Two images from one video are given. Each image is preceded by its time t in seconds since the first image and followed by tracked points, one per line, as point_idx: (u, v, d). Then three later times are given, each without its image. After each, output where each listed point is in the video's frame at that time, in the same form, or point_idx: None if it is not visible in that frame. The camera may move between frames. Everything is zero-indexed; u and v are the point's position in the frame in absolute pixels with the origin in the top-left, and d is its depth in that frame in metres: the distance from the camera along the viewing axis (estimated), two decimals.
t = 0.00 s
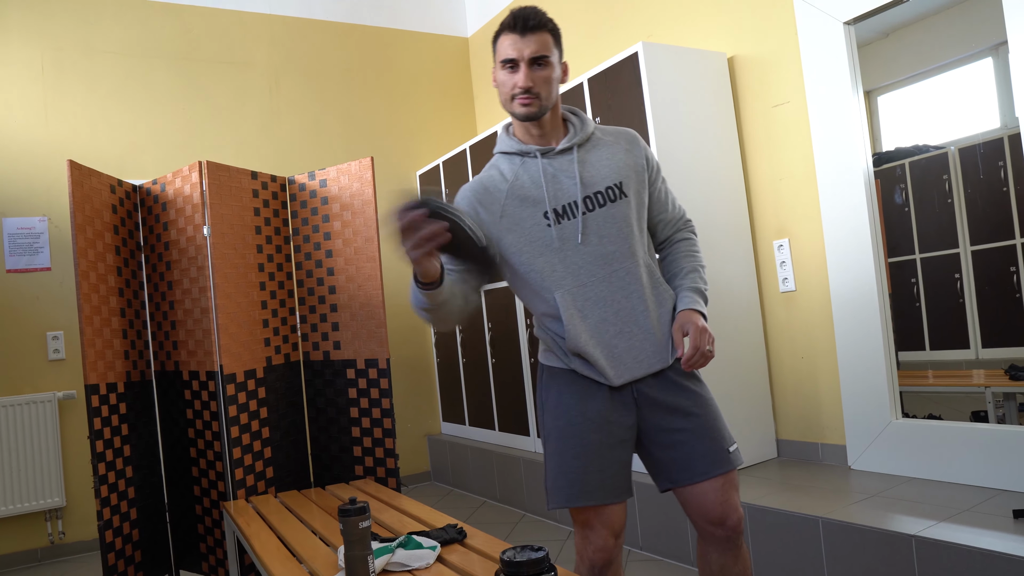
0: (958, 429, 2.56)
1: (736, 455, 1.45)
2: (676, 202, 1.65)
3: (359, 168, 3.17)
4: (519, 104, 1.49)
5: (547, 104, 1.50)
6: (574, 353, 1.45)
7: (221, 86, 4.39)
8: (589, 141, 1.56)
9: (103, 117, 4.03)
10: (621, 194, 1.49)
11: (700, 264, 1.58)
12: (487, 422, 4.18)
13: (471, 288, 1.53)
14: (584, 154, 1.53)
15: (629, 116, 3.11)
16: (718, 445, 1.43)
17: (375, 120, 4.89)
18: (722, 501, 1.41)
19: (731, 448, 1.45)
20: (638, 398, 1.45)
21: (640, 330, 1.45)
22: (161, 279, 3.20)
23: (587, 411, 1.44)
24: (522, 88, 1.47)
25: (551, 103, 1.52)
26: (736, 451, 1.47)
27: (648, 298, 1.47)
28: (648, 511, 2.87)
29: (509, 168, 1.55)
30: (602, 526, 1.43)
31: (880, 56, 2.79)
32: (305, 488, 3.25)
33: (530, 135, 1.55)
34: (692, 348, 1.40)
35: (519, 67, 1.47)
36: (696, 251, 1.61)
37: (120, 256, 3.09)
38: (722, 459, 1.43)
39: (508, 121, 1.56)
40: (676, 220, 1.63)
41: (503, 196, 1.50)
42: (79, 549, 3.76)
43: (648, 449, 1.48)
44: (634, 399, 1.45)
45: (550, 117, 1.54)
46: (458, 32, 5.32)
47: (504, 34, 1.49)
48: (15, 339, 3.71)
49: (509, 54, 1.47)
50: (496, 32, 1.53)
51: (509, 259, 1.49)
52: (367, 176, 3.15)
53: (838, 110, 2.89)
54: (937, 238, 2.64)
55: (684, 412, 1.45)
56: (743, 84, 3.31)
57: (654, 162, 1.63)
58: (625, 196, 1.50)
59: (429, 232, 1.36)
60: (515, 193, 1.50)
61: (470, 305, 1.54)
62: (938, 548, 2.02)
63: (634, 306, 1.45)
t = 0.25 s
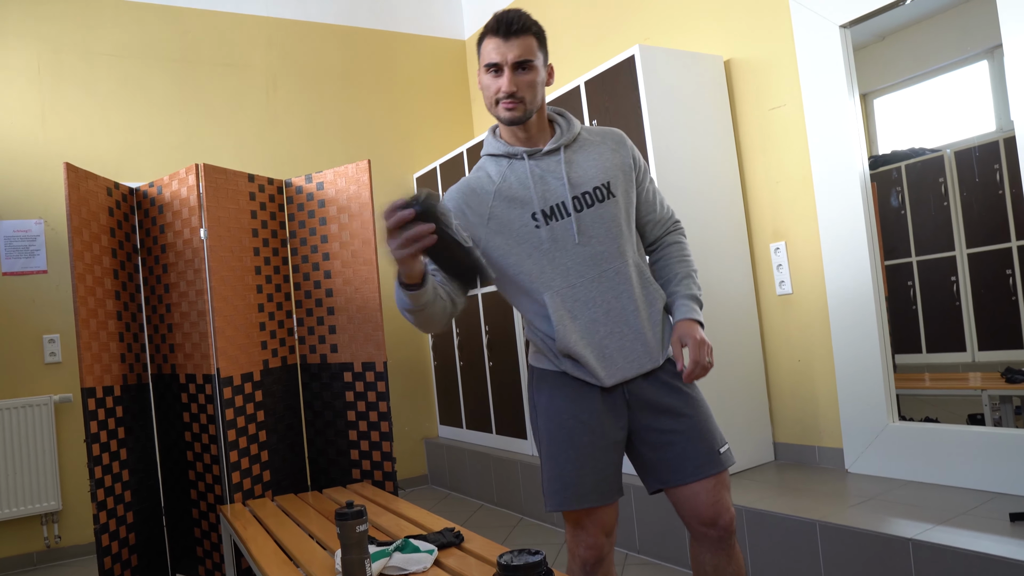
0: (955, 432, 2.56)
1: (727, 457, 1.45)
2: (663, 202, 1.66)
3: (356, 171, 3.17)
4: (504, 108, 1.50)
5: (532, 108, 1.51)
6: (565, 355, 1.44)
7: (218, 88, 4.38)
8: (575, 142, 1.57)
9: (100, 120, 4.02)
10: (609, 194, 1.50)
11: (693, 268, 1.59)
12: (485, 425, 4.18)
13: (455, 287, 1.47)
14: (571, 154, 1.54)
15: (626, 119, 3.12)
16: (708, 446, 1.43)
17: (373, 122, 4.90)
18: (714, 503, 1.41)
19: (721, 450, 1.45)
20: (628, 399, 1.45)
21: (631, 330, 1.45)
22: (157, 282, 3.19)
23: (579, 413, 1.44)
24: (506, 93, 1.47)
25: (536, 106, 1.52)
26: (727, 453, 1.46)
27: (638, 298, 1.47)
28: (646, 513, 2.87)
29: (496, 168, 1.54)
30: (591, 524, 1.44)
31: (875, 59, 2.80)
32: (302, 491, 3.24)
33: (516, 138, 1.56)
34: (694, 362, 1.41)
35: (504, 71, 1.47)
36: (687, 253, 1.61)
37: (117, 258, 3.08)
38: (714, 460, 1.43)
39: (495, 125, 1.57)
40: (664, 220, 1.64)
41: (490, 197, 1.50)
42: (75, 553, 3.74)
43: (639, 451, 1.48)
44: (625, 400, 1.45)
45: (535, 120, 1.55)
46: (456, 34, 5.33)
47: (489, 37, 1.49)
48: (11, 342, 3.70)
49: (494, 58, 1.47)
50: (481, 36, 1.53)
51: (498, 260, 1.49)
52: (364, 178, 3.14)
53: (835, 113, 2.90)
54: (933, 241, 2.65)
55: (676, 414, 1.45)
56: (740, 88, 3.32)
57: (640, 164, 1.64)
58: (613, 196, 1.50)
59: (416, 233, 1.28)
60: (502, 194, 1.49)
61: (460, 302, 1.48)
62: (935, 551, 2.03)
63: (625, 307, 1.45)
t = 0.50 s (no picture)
0: (951, 434, 2.56)
1: (719, 459, 1.45)
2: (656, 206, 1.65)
3: (353, 174, 3.17)
4: (494, 116, 1.50)
5: (522, 114, 1.50)
6: (552, 360, 1.45)
7: (215, 92, 4.38)
8: (566, 146, 1.56)
9: (96, 123, 4.02)
10: (598, 199, 1.49)
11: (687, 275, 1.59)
12: (481, 428, 4.17)
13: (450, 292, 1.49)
14: (561, 159, 1.53)
15: (622, 122, 3.12)
16: (699, 448, 1.43)
17: (369, 125, 4.90)
18: (705, 504, 1.41)
19: (713, 451, 1.45)
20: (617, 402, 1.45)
21: (618, 335, 1.45)
22: (154, 285, 3.19)
23: (566, 417, 1.44)
24: (495, 100, 1.47)
25: (525, 112, 1.52)
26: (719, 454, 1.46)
27: (626, 304, 1.46)
28: (643, 516, 2.87)
29: (485, 174, 1.55)
30: (580, 526, 1.44)
31: (871, 63, 2.81)
32: (298, 494, 3.24)
33: (507, 145, 1.55)
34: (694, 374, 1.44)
35: (491, 79, 1.47)
36: (680, 259, 1.61)
37: (113, 262, 3.08)
38: (704, 462, 1.42)
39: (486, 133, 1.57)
40: (657, 225, 1.63)
41: (478, 202, 1.50)
42: (70, 557, 3.73)
43: (631, 452, 1.48)
44: (612, 404, 1.45)
45: (525, 126, 1.54)
46: (452, 38, 5.34)
47: (474, 46, 1.50)
48: (7, 346, 3.69)
49: (481, 66, 1.47)
50: (467, 45, 1.53)
51: (486, 265, 1.50)
52: (360, 182, 3.14)
53: (831, 116, 2.91)
54: (929, 243, 2.66)
55: (665, 417, 1.45)
56: (736, 91, 3.33)
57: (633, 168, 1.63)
58: (602, 202, 1.50)
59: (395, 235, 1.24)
60: (490, 199, 1.50)
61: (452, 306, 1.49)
62: (931, 552, 2.03)
63: (613, 313, 1.45)
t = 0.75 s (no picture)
0: (949, 433, 2.57)
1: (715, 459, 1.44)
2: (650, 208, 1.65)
3: (349, 176, 3.17)
4: (484, 113, 1.50)
5: (511, 111, 1.50)
6: (543, 366, 1.45)
7: (211, 94, 4.38)
8: (558, 150, 1.56)
9: (92, 125, 4.01)
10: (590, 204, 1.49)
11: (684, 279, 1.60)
12: (480, 429, 4.17)
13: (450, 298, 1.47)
14: (552, 163, 1.53)
15: (618, 123, 3.12)
16: (696, 448, 1.43)
17: (366, 127, 4.90)
18: (702, 505, 1.41)
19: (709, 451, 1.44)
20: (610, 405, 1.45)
21: (609, 341, 1.44)
22: (150, 288, 3.18)
23: (558, 421, 1.44)
24: (483, 96, 1.47)
25: (515, 109, 1.52)
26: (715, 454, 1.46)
27: (616, 310, 1.46)
28: (641, 518, 2.87)
29: (476, 177, 1.55)
30: (574, 530, 1.45)
31: (866, 62, 2.81)
32: (296, 497, 3.23)
33: (496, 143, 1.55)
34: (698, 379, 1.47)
35: (480, 74, 1.47)
36: (676, 263, 1.62)
37: (109, 265, 3.07)
38: (701, 463, 1.42)
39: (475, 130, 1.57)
40: (651, 228, 1.63)
41: (469, 207, 1.50)
42: (68, 562, 3.72)
43: (626, 454, 1.48)
44: (605, 406, 1.45)
45: (515, 123, 1.54)
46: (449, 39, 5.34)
47: (464, 42, 1.49)
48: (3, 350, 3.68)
49: (471, 63, 1.47)
50: (457, 40, 1.52)
51: (477, 270, 1.50)
52: (357, 184, 3.14)
53: (827, 116, 2.91)
54: (926, 243, 2.66)
55: (659, 418, 1.45)
56: (732, 92, 3.33)
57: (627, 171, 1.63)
58: (593, 207, 1.49)
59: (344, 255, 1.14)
60: (480, 204, 1.50)
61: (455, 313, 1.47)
62: (929, 553, 2.03)
63: (603, 318, 1.45)
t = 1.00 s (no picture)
0: (947, 431, 2.57)
1: (713, 457, 1.44)
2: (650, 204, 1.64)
3: (349, 171, 3.17)
4: (482, 105, 1.49)
5: (509, 103, 1.50)
6: (539, 361, 1.45)
7: (211, 89, 4.37)
8: (557, 144, 1.56)
9: (91, 119, 4.00)
10: (589, 198, 1.49)
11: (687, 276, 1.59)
12: (478, 426, 4.17)
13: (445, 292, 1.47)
14: (551, 157, 1.53)
15: (619, 120, 3.12)
16: (693, 447, 1.43)
17: (366, 123, 4.89)
18: (701, 502, 1.41)
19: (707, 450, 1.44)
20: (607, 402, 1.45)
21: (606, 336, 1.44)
22: (150, 283, 3.18)
23: (556, 416, 1.45)
24: (480, 87, 1.47)
25: (513, 102, 1.52)
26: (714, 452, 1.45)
27: (614, 305, 1.46)
28: (640, 514, 2.87)
29: (475, 170, 1.54)
30: (571, 527, 1.46)
31: (868, 60, 2.81)
32: (295, 492, 3.24)
33: (494, 135, 1.55)
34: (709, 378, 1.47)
35: (478, 65, 1.47)
36: (678, 260, 1.62)
37: (109, 259, 3.07)
38: (699, 460, 1.42)
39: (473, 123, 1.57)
40: (651, 224, 1.63)
41: (467, 200, 1.50)
42: (66, 555, 3.72)
43: (623, 450, 1.49)
44: (603, 403, 1.45)
45: (513, 116, 1.54)
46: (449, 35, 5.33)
47: (463, 34, 1.49)
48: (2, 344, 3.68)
49: (469, 55, 1.47)
50: (456, 33, 1.52)
51: (475, 264, 1.50)
52: (357, 179, 3.14)
53: (828, 114, 2.91)
54: (925, 241, 2.66)
55: (658, 415, 1.45)
56: (733, 88, 3.33)
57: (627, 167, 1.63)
58: (591, 201, 1.49)
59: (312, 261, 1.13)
60: (479, 198, 1.50)
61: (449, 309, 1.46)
62: (927, 550, 2.03)
63: (601, 313, 1.44)
